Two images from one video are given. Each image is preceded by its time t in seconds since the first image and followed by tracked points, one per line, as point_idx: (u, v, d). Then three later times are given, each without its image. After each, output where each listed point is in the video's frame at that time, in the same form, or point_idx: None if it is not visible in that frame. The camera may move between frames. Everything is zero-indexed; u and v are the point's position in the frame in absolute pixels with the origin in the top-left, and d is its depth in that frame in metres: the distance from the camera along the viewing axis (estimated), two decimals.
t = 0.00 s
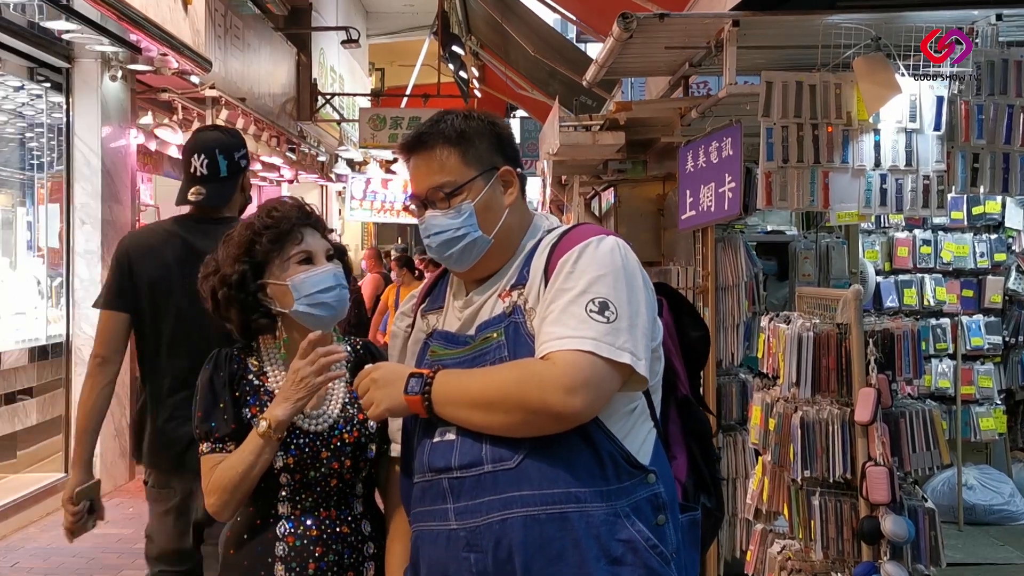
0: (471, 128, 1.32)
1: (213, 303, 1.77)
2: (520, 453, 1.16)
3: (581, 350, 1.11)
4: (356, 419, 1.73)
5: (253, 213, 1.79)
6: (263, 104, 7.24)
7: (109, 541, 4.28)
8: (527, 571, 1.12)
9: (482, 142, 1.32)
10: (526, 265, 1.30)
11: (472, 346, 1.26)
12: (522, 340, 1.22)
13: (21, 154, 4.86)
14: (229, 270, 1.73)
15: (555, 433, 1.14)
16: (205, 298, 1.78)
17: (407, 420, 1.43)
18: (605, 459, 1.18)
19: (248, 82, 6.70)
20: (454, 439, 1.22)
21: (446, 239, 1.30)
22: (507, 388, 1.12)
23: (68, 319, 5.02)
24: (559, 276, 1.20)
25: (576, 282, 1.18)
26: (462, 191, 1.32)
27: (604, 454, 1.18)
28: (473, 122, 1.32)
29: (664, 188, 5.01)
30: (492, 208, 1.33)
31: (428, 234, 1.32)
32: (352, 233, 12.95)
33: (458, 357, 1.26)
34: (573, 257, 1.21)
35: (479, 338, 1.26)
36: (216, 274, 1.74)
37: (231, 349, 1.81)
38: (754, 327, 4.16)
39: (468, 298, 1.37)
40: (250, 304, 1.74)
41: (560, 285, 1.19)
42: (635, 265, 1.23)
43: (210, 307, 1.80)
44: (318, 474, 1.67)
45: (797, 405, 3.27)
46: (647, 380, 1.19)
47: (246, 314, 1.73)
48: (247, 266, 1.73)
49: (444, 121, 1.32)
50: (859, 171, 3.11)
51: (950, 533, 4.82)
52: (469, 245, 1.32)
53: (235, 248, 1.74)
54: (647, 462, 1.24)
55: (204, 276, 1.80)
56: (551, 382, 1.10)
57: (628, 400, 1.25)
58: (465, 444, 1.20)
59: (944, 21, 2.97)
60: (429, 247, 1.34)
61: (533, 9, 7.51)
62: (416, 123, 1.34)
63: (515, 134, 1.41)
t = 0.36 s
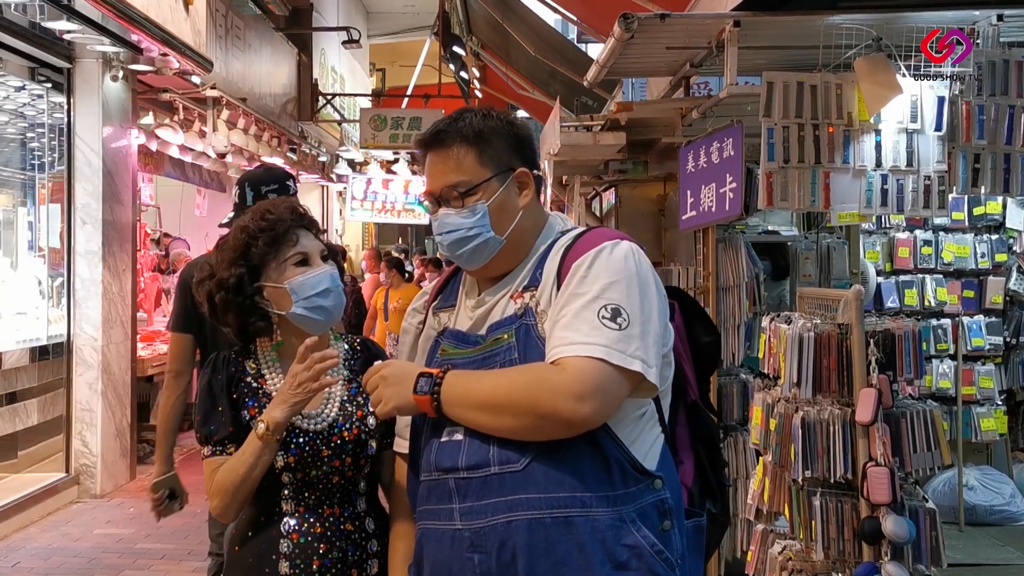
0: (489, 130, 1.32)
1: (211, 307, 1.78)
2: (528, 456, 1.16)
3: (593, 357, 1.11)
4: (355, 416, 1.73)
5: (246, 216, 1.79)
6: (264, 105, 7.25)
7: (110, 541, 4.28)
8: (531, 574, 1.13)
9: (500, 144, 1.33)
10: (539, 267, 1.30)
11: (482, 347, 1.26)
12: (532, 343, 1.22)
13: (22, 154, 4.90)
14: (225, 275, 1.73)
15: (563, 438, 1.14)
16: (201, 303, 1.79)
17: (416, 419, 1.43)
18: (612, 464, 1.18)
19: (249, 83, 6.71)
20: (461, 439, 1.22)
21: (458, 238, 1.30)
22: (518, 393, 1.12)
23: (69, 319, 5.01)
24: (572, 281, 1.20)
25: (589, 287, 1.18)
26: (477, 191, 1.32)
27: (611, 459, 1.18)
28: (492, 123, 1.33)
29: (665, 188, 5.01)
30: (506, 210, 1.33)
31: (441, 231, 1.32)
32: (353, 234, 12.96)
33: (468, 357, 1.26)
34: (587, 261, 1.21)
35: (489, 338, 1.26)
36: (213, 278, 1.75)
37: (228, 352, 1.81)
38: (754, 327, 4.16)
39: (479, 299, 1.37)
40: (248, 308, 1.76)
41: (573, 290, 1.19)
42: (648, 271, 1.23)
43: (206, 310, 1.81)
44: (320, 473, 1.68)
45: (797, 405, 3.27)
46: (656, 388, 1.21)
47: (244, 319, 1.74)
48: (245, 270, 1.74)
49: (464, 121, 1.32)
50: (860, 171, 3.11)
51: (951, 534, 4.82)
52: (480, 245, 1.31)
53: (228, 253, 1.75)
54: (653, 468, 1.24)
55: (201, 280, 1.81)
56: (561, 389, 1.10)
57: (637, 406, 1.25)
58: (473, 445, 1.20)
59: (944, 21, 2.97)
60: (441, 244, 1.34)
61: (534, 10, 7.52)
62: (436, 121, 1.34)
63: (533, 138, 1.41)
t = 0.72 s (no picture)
0: (570, 117, 1.41)
1: (206, 306, 1.78)
2: (523, 447, 1.16)
3: (594, 351, 1.11)
4: (353, 415, 1.72)
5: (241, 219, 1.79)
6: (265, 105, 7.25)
7: (110, 541, 4.28)
8: (518, 566, 1.13)
9: (570, 131, 1.40)
10: (549, 263, 1.31)
11: (488, 337, 1.26)
12: (536, 336, 1.22)
13: (23, 155, 4.95)
14: (221, 275, 1.74)
15: (560, 431, 1.14)
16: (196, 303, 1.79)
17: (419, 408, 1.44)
18: (607, 463, 1.18)
19: (250, 83, 6.71)
20: (459, 427, 1.23)
21: (490, 175, 1.34)
22: (518, 378, 1.12)
23: (70, 319, 5.01)
24: (580, 278, 1.20)
25: (597, 284, 1.18)
26: (525, 148, 1.37)
27: (608, 460, 1.18)
28: (573, 114, 1.43)
29: (666, 189, 5.02)
30: (541, 179, 1.37)
31: (476, 168, 1.37)
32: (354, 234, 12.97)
33: (473, 348, 1.27)
34: (596, 260, 1.21)
35: (495, 330, 1.26)
36: (209, 278, 1.75)
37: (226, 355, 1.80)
38: (755, 328, 4.16)
39: (489, 289, 1.37)
40: (243, 307, 1.74)
41: (580, 286, 1.19)
42: (658, 276, 1.23)
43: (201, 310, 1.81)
44: (320, 472, 1.68)
45: (798, 406, 3.27)
46: (657, 391, 1.20)
47: (238, 318, 1.73)
48: (239, 271, 1.74)
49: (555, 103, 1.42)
50: (860, 172, 3.11)
51: (952, 534, 4.82)
52: (505, 192, 1.35)
53: (225, 255, 1.75)
54: (651, 472, 1.24)
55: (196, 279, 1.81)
56: (561, 380, 1.10)
57: (637, 409, 1.25)
58: (469, 434, 1.21)
59: (944, 21, 2.97)
60: (469, 180, 1.38)
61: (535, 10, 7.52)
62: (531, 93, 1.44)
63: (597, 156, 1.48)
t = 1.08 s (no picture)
0: (501, 125, 1.34)
1: (206, 305, 1.79)
2: (517, 452, 1.17)
3: (583, 355, 1.11)
4: (350, 411, 1.74)
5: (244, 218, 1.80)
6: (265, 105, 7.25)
7: (111, 542, 4.28)
8: (518, 569, 1.13)
9: (511, 139, 1.34)
10: (541, 266, 1.31)
11: (483, 343, 1.26)
12: (528, 341, 1.22)
13: (23, 155, 4.94)
14: (222, 273, 1.75)
15: (553, 436, 1.14)
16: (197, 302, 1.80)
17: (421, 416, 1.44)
18: (604, 465, 1.18)
19: (250, 84, 6.72)
20: (456, 434, 1.24)
21: (456, 227, 1.33)
22: (507, 389, 1.13)
23: (70, 320, 5.01)
24: (568, 280, 1.20)
25: (585, 286, 1.18)
26: (479, 183, 1.33)
27: (603, 457, 1.18)
28: (507, 119, 1.34)
29: (666, 189, 5.02)
30: (507, 205, 1.34)
31: (443, 217, 1.36)
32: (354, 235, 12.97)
33: (469, 354, 1.27)
34: (584, 261, 1.21)
35: (490, 336, 1.27)
36: (210, 277, 1.76)
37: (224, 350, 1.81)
38: (755, 328, 4.17)
39: (485, 296, 1.38)
40: (244, 305, 1.77)
41: (569, 288, 1.19)
42: (648, 271, 1.23)
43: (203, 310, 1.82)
44: (317, 466, 1.69)
45: (797, 406, 3.27)
46: (653, 388, 1.21)
47: (237, 317, 1.75)
48: (240, 270, 1.75)
49: (481, 113, 1.35)
50: (860, 172, 3.12)
51: (951, 534, 4.82)
52: (477, 236, 1.34)
53: (226, 254, 1.76)
54: (651, 469, 1.23)
55: (198, 279, 1.82)
56: (549, 386, 1.10)
57: (634, 406, 1.25)
58: (466, 440, 1.22)
59: (944, 22, 2.98)
60: (442, 230, 1.37)
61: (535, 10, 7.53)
62: (454, 113, 1.37)
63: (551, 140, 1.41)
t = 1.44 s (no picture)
0: (482, 128, 1.35)
1: (209, 303, 1.79)
2: (514, 447, 1.17)
3: (580, 351, 1.12)
4: (350, 409, 1.75)
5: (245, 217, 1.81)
6: (266, 106, 7.26)
7: (111, 542, 4.29)
8: (514, 566, 1.14)
9: (491, 141, 1.34)
10: (537, 264, 1.31)
11: (479, 340, 1.27)
12: (524, 337, 1.22)
13: (24, 156, 4.94)
14: (224, 270, 1.76)
15: (549, 432, 1.14)
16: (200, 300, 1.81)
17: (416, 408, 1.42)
18: (601, 463, 1.18)
19: (251, 85, 6.73)
20: (452, 430, 1.23)
21: (439, 231, 1.35)
22: (504, 383, 1.13)
23: (70, 320, 5.01)
24: (564, 277, 1.20)
25: (581, 282, 1.18)
26: (460, 187, 1.35)
27: (600, 455, 1.18)
28: (486, 120, 1.36)
29: (666, 190, 5.03)
30: (487, 206, 1.34)
31: (429, 223, 1.38)
32: (354, 235, 12.97)
33: (466, 351, 1.27)
34: (581, 258, 1.21)
35: (486, 333, 1.27)
36: (213, 274, 1.77)
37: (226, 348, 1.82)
38: (755, 328, 4.17)
39: (481, 294, 1.38)
40: (247, 301, 1.77)
41: (565, 285, 1.19)
42: (645, 269, 1.23)
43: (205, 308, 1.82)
44: (317, 464, 1.69)
45: (797, 406, 3.27)
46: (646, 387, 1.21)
47: (239, 314, 1.75)
48: (242, 268, 1.76)
49: (462, 119, 1.36)
50: (859, 172, 3.12)
51: (951, 534, 4.83)
52: (460, 238, 1.35)
53: (228, 252, 1.77)
54: (646, 467, 1.25)
55: (200, 278, 1.83)
56: (545, 381, 1.10)
57: (630, 405, 1.25)
58: (462, 435, 1.21)
59: (944, 22, 2.99)
60: (430, 236, 1.39)
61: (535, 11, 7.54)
62: (440, 119, 1.40)
63: (536, 139, 1.40)
